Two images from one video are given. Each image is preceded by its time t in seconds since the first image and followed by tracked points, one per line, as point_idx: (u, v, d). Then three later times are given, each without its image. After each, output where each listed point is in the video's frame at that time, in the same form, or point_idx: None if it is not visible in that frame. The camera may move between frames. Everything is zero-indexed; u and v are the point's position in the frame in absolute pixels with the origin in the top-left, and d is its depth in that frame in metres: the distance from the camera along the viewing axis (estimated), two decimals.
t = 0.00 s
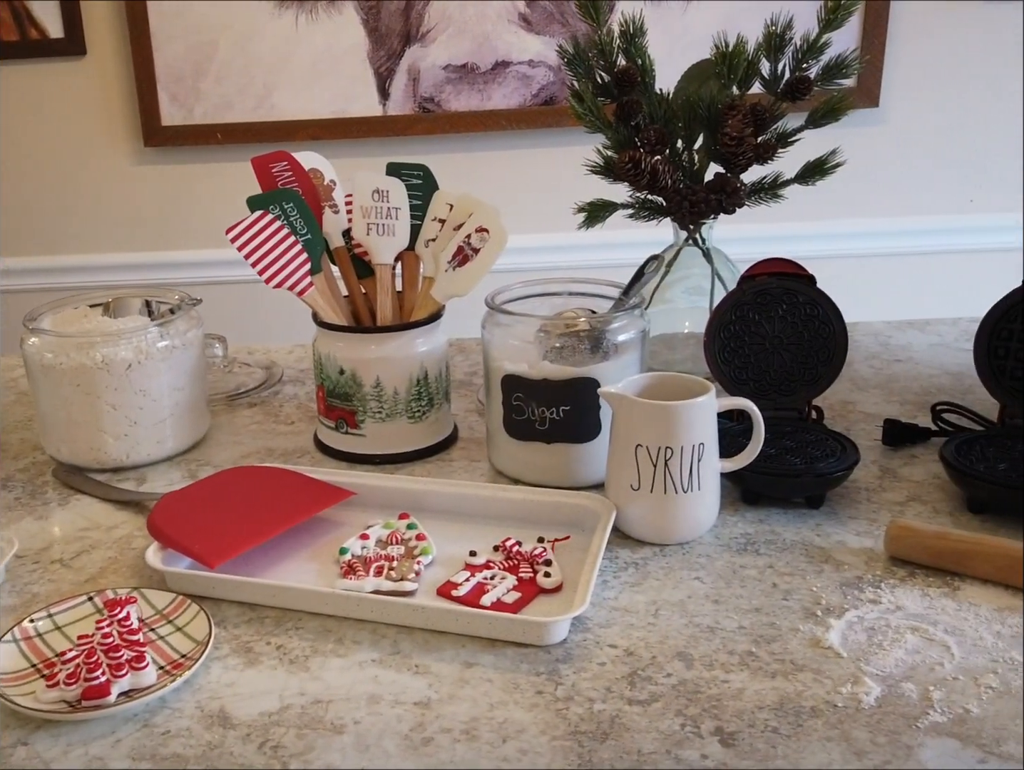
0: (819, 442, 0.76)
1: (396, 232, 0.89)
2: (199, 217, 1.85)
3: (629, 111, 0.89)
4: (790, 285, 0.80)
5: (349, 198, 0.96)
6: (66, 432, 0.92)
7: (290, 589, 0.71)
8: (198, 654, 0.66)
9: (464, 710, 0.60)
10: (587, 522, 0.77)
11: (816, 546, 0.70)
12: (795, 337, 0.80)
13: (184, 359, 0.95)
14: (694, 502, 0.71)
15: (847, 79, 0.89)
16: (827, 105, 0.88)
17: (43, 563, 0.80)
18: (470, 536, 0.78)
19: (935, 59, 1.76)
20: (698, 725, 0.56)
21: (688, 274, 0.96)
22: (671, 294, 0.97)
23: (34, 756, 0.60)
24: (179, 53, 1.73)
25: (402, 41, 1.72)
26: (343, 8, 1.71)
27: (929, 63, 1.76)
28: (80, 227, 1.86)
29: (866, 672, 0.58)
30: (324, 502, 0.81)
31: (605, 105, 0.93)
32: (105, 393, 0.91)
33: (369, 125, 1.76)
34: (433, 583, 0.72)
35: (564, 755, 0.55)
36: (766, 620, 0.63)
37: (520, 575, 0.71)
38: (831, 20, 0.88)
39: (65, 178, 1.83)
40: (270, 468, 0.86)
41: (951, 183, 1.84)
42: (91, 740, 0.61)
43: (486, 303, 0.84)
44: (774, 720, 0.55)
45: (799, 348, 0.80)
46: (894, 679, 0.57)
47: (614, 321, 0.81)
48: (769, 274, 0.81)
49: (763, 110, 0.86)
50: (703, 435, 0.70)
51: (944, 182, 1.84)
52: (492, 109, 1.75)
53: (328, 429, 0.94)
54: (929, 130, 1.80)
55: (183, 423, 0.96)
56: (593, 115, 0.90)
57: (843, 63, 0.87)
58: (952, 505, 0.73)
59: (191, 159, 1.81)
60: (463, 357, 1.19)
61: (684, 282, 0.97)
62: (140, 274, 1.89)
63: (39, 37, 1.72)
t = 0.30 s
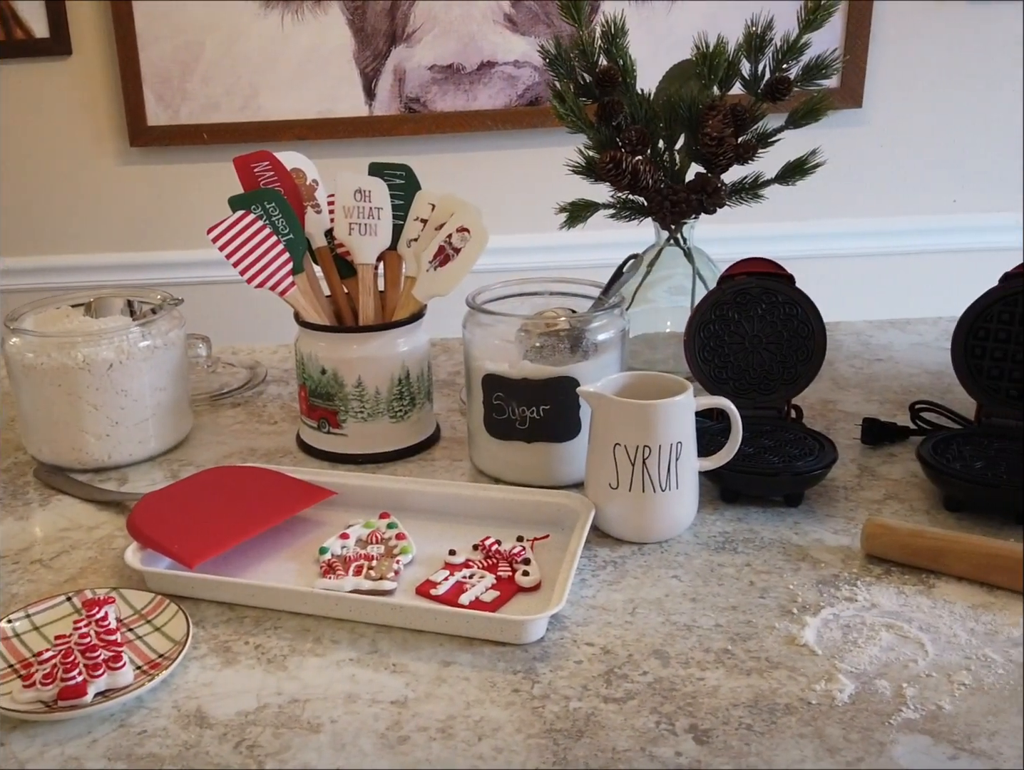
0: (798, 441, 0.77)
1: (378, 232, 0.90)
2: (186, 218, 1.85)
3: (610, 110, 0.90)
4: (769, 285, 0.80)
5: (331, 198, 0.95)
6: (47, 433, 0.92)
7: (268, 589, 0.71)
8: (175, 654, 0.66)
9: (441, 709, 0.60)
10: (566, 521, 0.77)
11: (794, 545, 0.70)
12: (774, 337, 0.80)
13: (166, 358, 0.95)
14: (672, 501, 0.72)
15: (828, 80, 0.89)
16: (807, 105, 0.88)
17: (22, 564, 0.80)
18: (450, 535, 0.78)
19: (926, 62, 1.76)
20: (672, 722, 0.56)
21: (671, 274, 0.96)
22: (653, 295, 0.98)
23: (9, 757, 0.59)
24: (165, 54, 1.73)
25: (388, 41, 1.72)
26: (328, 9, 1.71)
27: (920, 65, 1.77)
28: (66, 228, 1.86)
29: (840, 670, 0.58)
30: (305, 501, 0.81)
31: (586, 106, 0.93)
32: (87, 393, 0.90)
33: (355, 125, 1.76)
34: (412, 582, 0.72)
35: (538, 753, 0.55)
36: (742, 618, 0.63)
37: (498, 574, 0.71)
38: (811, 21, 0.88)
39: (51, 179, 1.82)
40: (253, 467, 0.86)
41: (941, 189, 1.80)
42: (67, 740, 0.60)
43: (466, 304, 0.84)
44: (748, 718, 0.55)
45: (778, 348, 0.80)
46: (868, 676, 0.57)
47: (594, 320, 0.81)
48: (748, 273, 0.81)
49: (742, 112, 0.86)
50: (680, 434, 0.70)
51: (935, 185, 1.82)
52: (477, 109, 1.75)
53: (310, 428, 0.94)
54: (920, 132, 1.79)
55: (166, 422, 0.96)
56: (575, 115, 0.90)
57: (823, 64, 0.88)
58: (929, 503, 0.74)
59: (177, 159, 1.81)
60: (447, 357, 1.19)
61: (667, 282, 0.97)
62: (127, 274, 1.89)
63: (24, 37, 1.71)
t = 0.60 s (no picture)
0: (777, 440, 0.77)
1: (361, 231, 0.90)
2: (174, 217, 1.85)
3: (593, 110, 0.89)
4: (750, 284, 0.80)
5: (315, 197, 0.96)
6: (29, 432, 0.91)
7: (248, 587, 0.71)
8: (154, 652, 0.66)
9: (418, 707, 0.60)
10: (546, 519, 0.77)
11: (773, 543, 0.71)
12: (755, 336, 0.81)
13: (149, 358, 0.94)
14: (651, 498, 0.72)
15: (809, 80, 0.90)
16: (789, 105, 0.89)
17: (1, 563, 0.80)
18: (431, 534, 0.78)
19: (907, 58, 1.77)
20: (648, 719, 0.56)
21: (654, 274, 0.97)
22: (638, 294, 0.98)
23: None
24: (152, 53, 1.73)
25: (375, 41, 1.72)
26: (316, 9, 1.71)
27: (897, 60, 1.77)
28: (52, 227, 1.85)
29: (816, 667, 0.58)
30: (286, 500, 0.81)
31: (569, 105, 0.94)
32: (69, 392, 0.90)
33: (342, 124, 1.76)
34: (392, 580, 0.72)
35: (514, 750, 0.55)
36: (720, 615, 0.64)
37: (479, 572, 0.71)
38: (793, 21, 0.89)
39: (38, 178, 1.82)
40: (235, 466, 0.86)
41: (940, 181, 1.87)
42: (43, 739, 0.60)
43: (448, 303, 0.84)
44: (723, 714, 0.55)
45: (759, 346, 0.81)
46: (843, 673, 0.57)
47: (575, 319, 0.81)
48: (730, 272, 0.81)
49: (724, 111, 0.86)
50: (660, 431, 0.71)
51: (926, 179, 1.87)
52: (464, 109, 1.75)
53: (294, 428, 0.94)
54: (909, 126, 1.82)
55: (149, 421, 0.96)
56: (558, 115, 0.91)
57: (805, 64, 0.88)
58: (907, 501, 0.74)
59: (165, 159, 1.80)
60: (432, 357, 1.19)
61: (650, 281, 0.98)
62: (114, 274, 1.88)
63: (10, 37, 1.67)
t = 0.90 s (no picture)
0: (753, 440, 0.78)
1: (340, 231, 0.90)
2: (159, 217, 1.85)
3: (572, 110, 0.90)
4: (726, 283, 0.80)
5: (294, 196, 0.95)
6: (5, 433, 0.91)
7: (220, 588, 0.71)
8: (124, 653, 0.65)
9: (386, 707, 0.60)
10: (520, 519, 0.78)
11: (745, 542, 0.71)
12: (730, 335, 0.81)
13: (127, 357, 0.94)
14: (625, 498, 0.72)
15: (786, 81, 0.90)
16: (766, 105, 0.90)
17: None
18: (406, 533, 0.78)
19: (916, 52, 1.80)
20: (614, 718, 0.56)
21: (633, 273, 0.97)
22: (617, 293, 0.98)
23: None
24: (137, 53, 1.73)
25: (360, 41, 1.73)
26: (301, 9, 1.71)
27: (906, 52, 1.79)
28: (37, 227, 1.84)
29: (783, 665, 0.58)
30: (262, 500, 0.80)
31: (548, 105, 0.93)
32: (46, 392, 0.90)
33: (326, 124, 1.76)
34: (365, 579, 0.72)
35: (480, 749, 0.55)
36: (690, 614, 0.64)
37: (451, 572, 0.71)
38: (769, 22, 0.89)
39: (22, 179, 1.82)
40: (211, 467, 0.86)
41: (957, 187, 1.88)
42: (10, 741, 0.60)
43: (425, 302, 0.84)
44: (689, 713, 0.55)
45: (735, 346, 0.81)
46: (810, 671, 0.57)
47: (550, 319, 0.81)
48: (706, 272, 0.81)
49: (702, 111, 0.87)
50: (632, 431, 0.71)
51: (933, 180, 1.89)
52: (449, 108, 1.75)
53: (271, 427, 0.94)
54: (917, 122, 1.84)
55: (127, 421, 0.95)
56: (536, 115, 0.90)
57: (782, 64, 0.89)
58: (880, 499, 0.75)
59: (150, 159, 1.80)
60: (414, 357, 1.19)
61: (629, 281, 0.98)
62: (99, 275, 1.88)
63: None
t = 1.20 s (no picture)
0: (734, 437, 0.77)
1: (323, 229, 0.89)
2: (148, 215, 1.84)
3: (555, 107, 0.89)
4: (707, 281, 0.81)
5: (277, 194, 0.94)
6: None
7: (196, 587, 0.70)
8: (99, 652, 0.64)
9: (362, 706, 0.59)
10: (500, 517, 0.78)
11: (726, 540, 0.72)
12: (713, 333, 0.81)
13: (109, 356, 0.94)
14: (605, 497, 0.72)
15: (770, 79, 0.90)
16: (750, 103, 0.89)
17: None
18: (386, 532, 0.78)
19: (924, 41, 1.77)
20: (590, 717, 0.56)
21: (617, 272, 0.98)
22: (602, 291, 0.99)
23: None
24: (124, 51, 1.72)
25: (348, 38, 1.72)
26: (288, 6, 1.71)
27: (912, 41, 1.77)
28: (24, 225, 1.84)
29: (760, 664, 0.58)
30: (242, 498, 0.80)
31: (532, 103, 0.93)
32: (26, 391, 0.89)
33: (314, 122, 1.75)
34: (344, 578, 0.72)
35: (455, 748, 0.55)
36: (668, 613, 0.64)
37: (430, 570, 0.71)
38: (753, 19, 0.89)
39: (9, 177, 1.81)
40: (192, 466, 0.86)
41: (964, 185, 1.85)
42: None
43: (408, 300, 0.84)
44: (665, 711, 0.55)
45: (717, 345, 0.81)
46: (786, 670, 0.58)
47: (532, 317, 0.81)
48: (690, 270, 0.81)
49: (686, 109, 0.86)
50: (612, 429, 0.71)
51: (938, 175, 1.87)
52: (438, 106, 1.75)
53: (254, 426, 0.93)
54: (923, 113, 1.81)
55: (109, 420, 0.95)
56: (520, 112, 0.90)
57: (765, 62, 0.88)
58: (861, 498, 0.75)
59: (138, 157, 1.80)
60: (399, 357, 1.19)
61: (615, 279, 0.98)
62: (87, 274, 1.88)
63: None
